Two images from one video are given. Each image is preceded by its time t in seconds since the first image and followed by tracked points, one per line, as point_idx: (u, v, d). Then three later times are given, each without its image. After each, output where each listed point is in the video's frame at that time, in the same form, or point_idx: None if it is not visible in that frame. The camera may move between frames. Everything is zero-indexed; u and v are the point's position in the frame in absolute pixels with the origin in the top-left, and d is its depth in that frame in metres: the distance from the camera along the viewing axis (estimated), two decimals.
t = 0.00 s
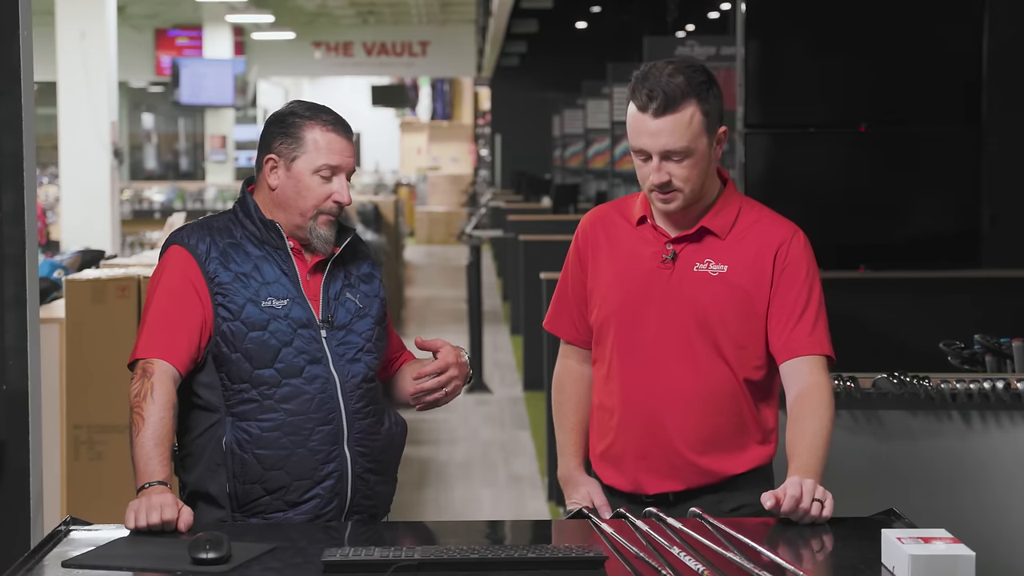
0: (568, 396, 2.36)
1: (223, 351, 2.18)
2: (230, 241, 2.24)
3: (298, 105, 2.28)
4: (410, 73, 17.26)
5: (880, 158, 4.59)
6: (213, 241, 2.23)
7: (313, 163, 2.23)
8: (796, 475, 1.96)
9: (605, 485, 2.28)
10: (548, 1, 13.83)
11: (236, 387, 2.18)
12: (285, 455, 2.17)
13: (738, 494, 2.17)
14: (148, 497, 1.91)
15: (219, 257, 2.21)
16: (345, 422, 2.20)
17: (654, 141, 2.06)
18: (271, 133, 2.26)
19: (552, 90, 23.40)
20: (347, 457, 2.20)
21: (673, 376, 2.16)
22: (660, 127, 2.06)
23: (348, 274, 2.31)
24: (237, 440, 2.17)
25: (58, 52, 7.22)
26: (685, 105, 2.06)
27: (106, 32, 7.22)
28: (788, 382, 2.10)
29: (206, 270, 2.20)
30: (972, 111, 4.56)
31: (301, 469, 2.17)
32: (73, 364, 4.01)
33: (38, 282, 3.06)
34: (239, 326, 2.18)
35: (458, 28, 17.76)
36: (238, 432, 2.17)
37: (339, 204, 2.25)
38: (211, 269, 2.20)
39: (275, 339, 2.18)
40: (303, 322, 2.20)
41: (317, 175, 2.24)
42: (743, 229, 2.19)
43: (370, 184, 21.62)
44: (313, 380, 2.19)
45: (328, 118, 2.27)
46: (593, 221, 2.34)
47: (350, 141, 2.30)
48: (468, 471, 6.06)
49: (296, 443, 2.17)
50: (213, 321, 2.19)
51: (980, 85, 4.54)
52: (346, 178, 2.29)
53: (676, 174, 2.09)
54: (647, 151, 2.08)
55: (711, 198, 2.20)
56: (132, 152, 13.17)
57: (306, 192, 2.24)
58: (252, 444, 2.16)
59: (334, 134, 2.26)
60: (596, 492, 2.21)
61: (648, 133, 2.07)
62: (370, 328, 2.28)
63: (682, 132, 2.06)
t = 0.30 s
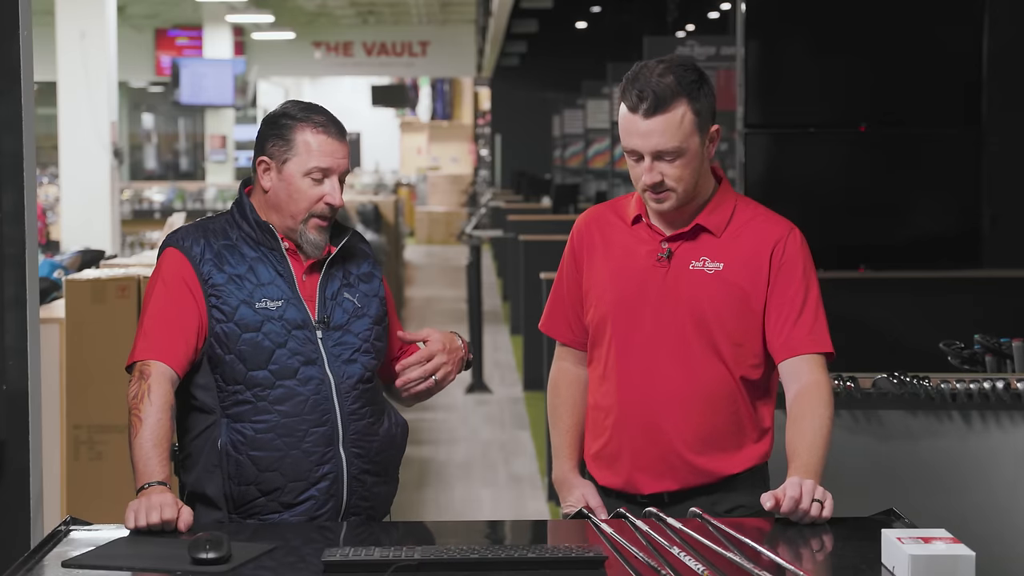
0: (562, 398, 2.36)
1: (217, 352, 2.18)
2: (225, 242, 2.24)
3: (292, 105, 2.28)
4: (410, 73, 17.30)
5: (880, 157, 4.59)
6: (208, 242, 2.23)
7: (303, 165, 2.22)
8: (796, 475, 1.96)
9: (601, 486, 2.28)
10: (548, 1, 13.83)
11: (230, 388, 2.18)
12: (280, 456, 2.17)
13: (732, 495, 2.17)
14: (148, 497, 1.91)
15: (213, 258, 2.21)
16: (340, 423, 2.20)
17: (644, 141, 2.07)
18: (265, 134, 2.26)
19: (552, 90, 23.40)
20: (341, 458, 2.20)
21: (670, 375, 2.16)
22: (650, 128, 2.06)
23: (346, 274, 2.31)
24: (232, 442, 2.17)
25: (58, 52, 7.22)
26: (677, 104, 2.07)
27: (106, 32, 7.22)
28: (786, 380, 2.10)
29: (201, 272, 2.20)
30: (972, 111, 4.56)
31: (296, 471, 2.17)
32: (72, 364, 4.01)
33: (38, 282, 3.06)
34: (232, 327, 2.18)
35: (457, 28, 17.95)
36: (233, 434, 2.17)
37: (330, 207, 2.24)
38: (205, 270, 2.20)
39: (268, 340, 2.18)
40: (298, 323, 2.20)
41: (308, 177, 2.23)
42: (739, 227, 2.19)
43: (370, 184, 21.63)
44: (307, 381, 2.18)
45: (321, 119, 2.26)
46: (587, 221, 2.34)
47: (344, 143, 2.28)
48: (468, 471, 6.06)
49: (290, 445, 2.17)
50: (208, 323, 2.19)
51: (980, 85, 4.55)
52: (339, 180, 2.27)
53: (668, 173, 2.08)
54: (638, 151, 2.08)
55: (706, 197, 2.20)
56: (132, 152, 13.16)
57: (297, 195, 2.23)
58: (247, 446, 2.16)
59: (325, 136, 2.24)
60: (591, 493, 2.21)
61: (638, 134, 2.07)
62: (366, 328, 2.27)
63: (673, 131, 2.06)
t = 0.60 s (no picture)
0: (563, 400, 2.36)
1: (213, 354, 2.18)
2: (222, 244, 2.24)
3: (288, 108, 2.26)
4: (410, 73, 17.35)
5: (880, 157, 4.58)
6: (204, 244, 2.23)
7: (298, 169, 2.21)
8: (796, 475, 1.96)
9: (601, 486, 2.29)
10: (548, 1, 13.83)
11: (227, 390, 2.18)
12: (276, 458, 2.17)
13: (730, 497, 2.17)
14: (147, 497, 1.91)
15: (209, 260, 2.21)
16: (336, 424, 2.19)
17: (643, 141, 2.07)
18: (262, 137, 2.25)
19: (551, 90, 23.39)
20: (338, 460, 2.19)
21: (672, 375, 2.16)
22: (650, 127, 2.06)
23: (344, 274, 2.31)
24: (228, 443, 2.17)
25: (59, 52, 7.22)
26: (676, 104, 2.06)
27: (106, 32, 7.23)
28: (787, 381, 2.10)
29: (197, 274, 2.20)
30: (971, 110, 4.57)
31: (292, 472, 2.17)
32: (72, 364, 4.01)
33: (38, 282, 3.05)
34: (228, 329, 2.18)
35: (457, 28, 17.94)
36: (230, 435, 2.17)
37: (324, 211, 2.22)
38: (201, 272, 2.20)
39: (264, 342, 2.18)
40: (294, 324, 2.20)
41: (303, 181, 2.21)
42: (740, 228, 2.19)
43: (370, 184, 21.63)
44: (303, 383, 2.18)
45: (316, 123, 2.24)
46: (588, 222, 2.34)
47: (339, 147, 2.26)
48: (468, 471, 6.06)
49: (285, 447, 2.17)
50: (204, 325, 2.20)
51: (980, 85, 4.55)
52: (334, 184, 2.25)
53: (667, 174, 2.08)
54: (638, 151, 2.08)
55: (706, 197, 2.20)
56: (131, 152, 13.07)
57: (292, 198, 2.22)
58: (243, 447, 2.16)
59: (320, 140, 2.22)
60: (590, 495, 2.22)
61: (638, 134, 2.07)
62: (364, 329, 2.27)
63: (672, 132, 2.06)
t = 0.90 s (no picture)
0: (564, 401, 2.36)
1: (213, 354, 2.18)
2: (222, 244, 2.24)
3: (287, 108, 2.26)
4: (410, 73, 17.18)
5: (880, 157, 4.58)
6: (204, 244, 2.23)
7: (296, 170, 2.21)
8: (797, 475, 1.96)
9: (599, 486, 2.29)
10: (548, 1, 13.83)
11: (227, 389, 2.18)
12: (276, 458, 2.16)
13: (729, 496, 2.17)
14: (147, 497, 1.91)
15: (209, 260, 2.21)
16: (336, 424, 2.19)
17: (645, 141, 2.07)
18: (261, 138, 2.25)
19: (551, 90, 23.39)
20: (338, 460, 2.19)
21: (672, 374, 2.16)
22: (652, 128, 2.06)
23: (344, 274, 2.31)
24: (228, 443, 2.17)
25: (58, 52, 7.22)
26: (679, 105, 2.07)
27: (106, 32, 7.22)
28: (788, 383, 2.10)
29: (197, 273, 2.20)
30: (972, 111, 4.57)
31: (292, 473, 2.17)
32: (72, 364, 4.01)
33: (38, 282, 3.05)
34: (228, 329, 2.18)
35: (457, 28, 17.93)
36: (230, 435, 2.17)
37: (323, 211, 2.22)
38: (201, 272, 2.20)
39: (264, 342, 2.18)
40: (294, 324, 2.20)
41: (301, 181, 2.21)
42: (742, 230, 2.19)
43: (370, 184, 21.62)
44: (303, 383, 2.18)
45: (314, 123, 2.24)
46: (592, 221, 2.34)
47: (338, 147, 2.26)
48: (468, 471, 6.06)
49: (286, 447, 2.16)
50: (205, 325, 2.20)
51: (980, 86, 4.55)
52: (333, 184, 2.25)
53: (669, 174, 2.08)
54: (640, 151, 2.08)
55: (709, 198, 2.20)
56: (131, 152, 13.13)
57: (291, 198, 2.22)
58: (243, 447, 2.16)
59: (318, 140, 2.22)
60: (589, 495, 2.22)
61: (640, 134, 2.07)
62: (365, 328, 2.27)
63: (675, 132, 2.06)
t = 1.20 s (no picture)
0: (567, 399, 2.36)
1: (217, 353, 2.19)
2: (226, 243, 2.24)
3: (289, 107, 2.26)
4: (410, 73, 17.18)
5: (880, 157, 4.59)
6: (208, 243, 2.23)
7: (298, 170, 2.21)
8: (800, 475, 1.96)
9: (598, 484, 2.29)
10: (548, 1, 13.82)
11: (230, 388, 2.18)
12: (279, 457, 2.16)
13: (729, 495, 2.17)
14: (148, 497, 1.91)
15: (212, 259, 2.21)
16: (340, 424, 2.19)
17: (650, 138, 2.07)
18: (264, 138, 2.25)
19: (551, 90, 23.38)
20: (341, 459, 2.19)
21: (672, 374, 2.16)
22: (658, 125, 2.06)
23: (347, 274, 2.31)
24: (231, 442, 2.17)
25: (59, 52, 7.22)
26: (686, 102, 2.07)
27: (106, 32, 7.22)
28: (789, 385, 2.10)
29: (200, 272, 2.20)
30: (973, 111, 4.56)
31: (295, 472, 2.17)
32: (72, 364, 4.01)
33: (38, 282, 3.05)
34: (232, 328, 2.18)
35: (458, 28, 17.93)
36: (233, 434, 2.17)
37: (326, 211, 2.22)
38: (205, 271, 2.20)
39: (268, 341, 2.18)
40: (298, 324, 2.20)
41: (303, 181, 2.21)
42: (747, 231, 2.18)
43: (370, 184, 21.63)
44: (307, 382, 2.18)
45: (316, 124, 2.23)
46: (597, 220, 2.34)
47: (340, 148, 2.25)
48: (468, 471, 6.06)
49: (289, 446, 2.16)
50: (208, 325, 2.20)
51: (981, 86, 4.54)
52: (336, 184, 2.25)
53: (673, 172, 2.08)
54: (645, 148, 2.08)
55: (714, 198, 2.20)
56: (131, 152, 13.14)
57: (293, 198, 2.21)
58: (246, 446, 2.16)
59: (320, 141, 2.22)
60: (588, 493, 2.21)
61: (645, 131, 2.08)
62: (368, 329, 2.27)
63: (680, 130, 2.06)
